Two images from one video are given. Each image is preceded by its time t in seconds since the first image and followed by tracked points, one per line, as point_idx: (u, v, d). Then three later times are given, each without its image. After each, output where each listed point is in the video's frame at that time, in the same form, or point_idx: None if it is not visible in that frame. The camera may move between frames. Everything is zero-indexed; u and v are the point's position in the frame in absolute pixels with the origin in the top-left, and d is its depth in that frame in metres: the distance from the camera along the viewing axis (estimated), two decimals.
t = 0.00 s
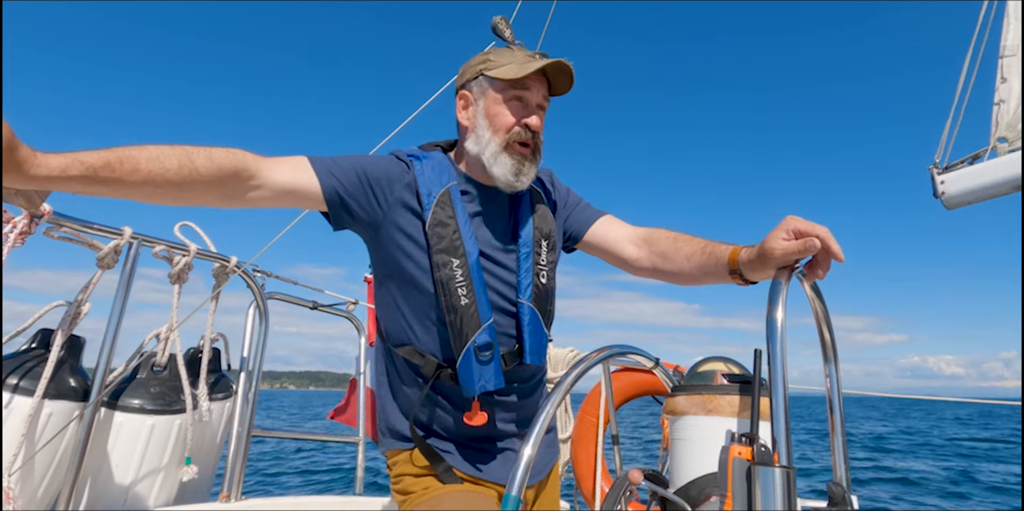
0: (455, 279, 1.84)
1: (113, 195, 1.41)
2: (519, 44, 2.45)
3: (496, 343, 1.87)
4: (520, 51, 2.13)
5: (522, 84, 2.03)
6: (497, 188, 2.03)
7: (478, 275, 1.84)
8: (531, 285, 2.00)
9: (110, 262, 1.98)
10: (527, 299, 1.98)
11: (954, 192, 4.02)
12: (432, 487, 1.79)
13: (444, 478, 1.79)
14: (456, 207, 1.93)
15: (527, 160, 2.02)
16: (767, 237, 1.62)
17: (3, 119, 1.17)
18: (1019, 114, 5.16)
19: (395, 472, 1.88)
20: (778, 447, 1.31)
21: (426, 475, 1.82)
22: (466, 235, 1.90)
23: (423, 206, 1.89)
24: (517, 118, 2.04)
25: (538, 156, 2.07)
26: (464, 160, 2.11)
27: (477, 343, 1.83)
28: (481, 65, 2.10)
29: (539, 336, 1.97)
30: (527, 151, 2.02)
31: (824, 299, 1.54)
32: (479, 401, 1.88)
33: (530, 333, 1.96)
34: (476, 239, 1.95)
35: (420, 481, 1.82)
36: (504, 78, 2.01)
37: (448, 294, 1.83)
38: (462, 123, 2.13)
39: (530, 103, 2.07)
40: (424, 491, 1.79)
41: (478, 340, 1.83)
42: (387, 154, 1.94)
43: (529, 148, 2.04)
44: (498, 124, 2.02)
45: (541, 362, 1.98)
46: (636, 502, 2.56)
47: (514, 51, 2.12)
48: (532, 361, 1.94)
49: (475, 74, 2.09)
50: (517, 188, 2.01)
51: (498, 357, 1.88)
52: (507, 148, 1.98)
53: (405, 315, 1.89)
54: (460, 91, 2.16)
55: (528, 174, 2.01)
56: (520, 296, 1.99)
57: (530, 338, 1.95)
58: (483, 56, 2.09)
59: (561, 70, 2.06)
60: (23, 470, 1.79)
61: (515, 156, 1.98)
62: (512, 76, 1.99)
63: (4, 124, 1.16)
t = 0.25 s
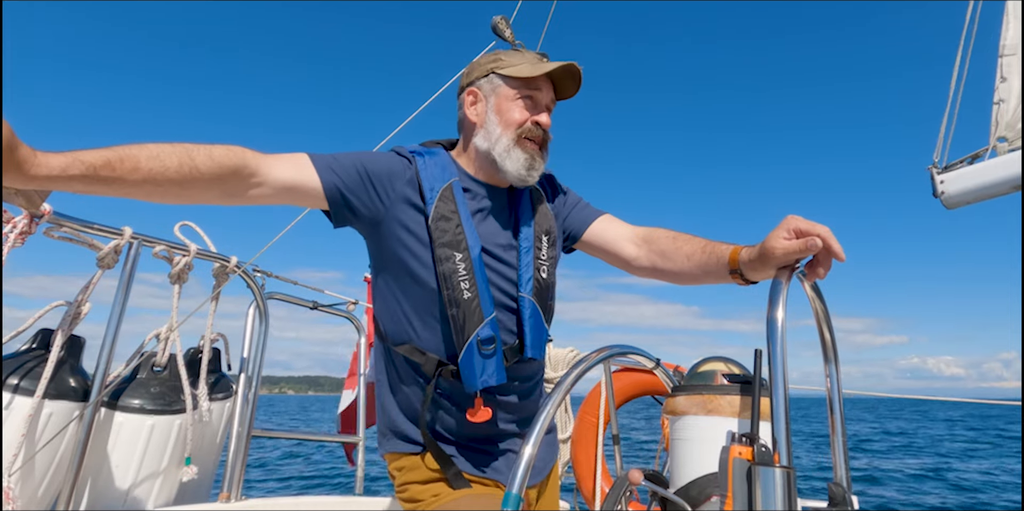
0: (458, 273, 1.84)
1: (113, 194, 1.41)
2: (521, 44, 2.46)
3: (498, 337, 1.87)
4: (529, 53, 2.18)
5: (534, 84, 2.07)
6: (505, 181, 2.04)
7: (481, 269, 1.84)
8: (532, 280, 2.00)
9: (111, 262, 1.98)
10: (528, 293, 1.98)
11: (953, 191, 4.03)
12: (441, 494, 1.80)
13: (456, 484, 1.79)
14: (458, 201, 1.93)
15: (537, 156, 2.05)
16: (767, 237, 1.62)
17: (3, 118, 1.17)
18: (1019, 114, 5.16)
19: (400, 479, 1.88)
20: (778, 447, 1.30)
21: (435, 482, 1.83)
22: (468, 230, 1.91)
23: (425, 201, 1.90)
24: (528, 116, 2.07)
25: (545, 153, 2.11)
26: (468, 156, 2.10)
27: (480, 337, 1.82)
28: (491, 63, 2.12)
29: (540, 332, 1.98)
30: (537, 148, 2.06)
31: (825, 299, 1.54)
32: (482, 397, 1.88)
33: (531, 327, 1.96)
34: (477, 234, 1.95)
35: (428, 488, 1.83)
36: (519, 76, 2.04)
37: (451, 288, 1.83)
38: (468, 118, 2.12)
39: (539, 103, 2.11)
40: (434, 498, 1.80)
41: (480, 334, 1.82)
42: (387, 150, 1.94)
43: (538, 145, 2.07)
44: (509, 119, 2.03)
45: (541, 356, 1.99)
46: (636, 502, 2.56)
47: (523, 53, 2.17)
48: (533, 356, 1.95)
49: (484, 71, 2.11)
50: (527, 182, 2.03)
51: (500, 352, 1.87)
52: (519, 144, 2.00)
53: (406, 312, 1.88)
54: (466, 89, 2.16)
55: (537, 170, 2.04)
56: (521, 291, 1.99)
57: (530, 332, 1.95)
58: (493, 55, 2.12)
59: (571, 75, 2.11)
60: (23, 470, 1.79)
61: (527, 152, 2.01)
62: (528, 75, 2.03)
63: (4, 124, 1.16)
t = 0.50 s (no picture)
0: (462, 263, 1.84)
1: (113, 192, 1.41)
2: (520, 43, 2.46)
3: (505, 327, 1.87)
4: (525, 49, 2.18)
5: (531, 79, 2.07)
6: (506, 176, 2.04)
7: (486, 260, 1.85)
8: (537, 272, 2.00)
9: (110, 262, 1.98)
10: (534, 285, 1.98)
11: (952, 190, 4.04)
12: (449, 501, 1.81)
13: (464, 490, 1.80)
14: (461, 193, 1.93)
15: (537, 150, 2.05)
16: (767, 237, 1.62)
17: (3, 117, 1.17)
18: (1018, 113, 5.16)
19: (405, 487, 1.88)
20: (778, 448, 1.30)
21: (441, 489, 1.84)
22: (471, 222, 1.91)
23: (427, 193, 1.90)
24: (526, 110, 2.07)
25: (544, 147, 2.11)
26: (467, 152, 2.10)
27: (486, 326, 1.82)
28: (487, 60, 2.12)
29: (545, 323, 1.97)
30: (536, 141, 2.06)
31: (824, 299, 1.54)
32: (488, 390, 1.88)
33: (537, 318, 1.95)
34: (481, 226, 1.96)
35: (434, 496, 1.83)
36: (516, 71, 2.04)
37: (455, 278, 1.83)
38: (467, 114, 2.12)
39: (537, 98, 2.12)
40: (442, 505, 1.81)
41: (487, 324, 1.82)
42: (387, 145, 1.95)
43: (537, 139, 2.07)
44: (507, 114, 2.04)
45: (548, 348, 1.98)
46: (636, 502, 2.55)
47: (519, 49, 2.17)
48: (541, 346, 1.94)
49: (481, 67, 2.11)
50: (527, 176, 2.02)
51: (507, 341, 1.87)
52: (517, 137, 2.00)
53: (410, 307, 1.88)
54: (463, 86, 2.17)
55: (537, 163, 2.04)
56: (525, 282, 1.99)
57: (537, 323, 1.95)
58: (489, 51, 2.12)
59: (568, 69, 2.11)
60: (22, 470, 1.79)
61: (526, 145, 2.01)
62: (525, 69, 2.03)
63: (4, 124, 1.16)
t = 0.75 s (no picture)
0: (466, 257, 1.84)
1: (112, 191, 1.41)
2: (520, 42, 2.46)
3: (510, 321, 1.88)
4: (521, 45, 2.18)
5: (530, 75, 2.07)
6: (507, 172, 2.05)
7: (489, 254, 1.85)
8: (542, 268, 2.00)
9: (111, 262, 1.98)
10: (539, 281, 1.98)
11: (952, 190, 4.04)
12: (437, 502, 1.80)
13: (454, 494, 1.78)
14: (462, 189, 1.93)
15: (536, 146, 2.05)
16: (767, 237, 1.62)
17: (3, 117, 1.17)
18: (1018, 113, 5.16)
19: (400, 482, 1.88)
20: (778, 448, 1.30)
21: (432, 490, 1.83)
22: (474, 218, 1.91)
23: (429, 189, 1.90)
24: (525, 106, 2.07)
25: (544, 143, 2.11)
26: (467, 149, 2.11)
27: (491, 321, 1.83)
28: (485, 57, 2.12)
29: (551, 319, 1.98)
30: (536, 138, 2.06)
31: (824, 299, 1.54)
32: (495, 386, 1.87)
33: (542, 313, 1.96)
34: (484, 223, 1.96)
35: (425, 496, 1.82)
36: (515, 68, 2.04)
37: (459, 273, 1.83)
38: (465, 111, 2.12)
39: (536, 94, 2.12)
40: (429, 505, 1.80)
41: (492, 319, 1.83)
42: (388, 143, 1.95)
43: (537, 135, 2.08)
44: (506, 110, 2.04)
45: (554, 344, 1.99)
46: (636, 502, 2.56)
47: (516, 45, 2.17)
48: (547, 342, 1.94)
49: (480, 64, 2.11)
50: (528, 173, 2.03)
51: (512, 335, 1.88)
52: (517, 134, 2.01)
53: (414, 304, 1.88)
54: (461, 83, 2.16)
55: (537, 160, 2.05)
56: (530, 278, 1.99)
57: (542, 319, 1.95)
58: (487, 48, 2.12)
59: (565, 64, 2.11)
60: (22, 470, 1.79)
61: (526, 142, 2.01)
62: (524, 66, 2.03)
63: (3, 123, 1.16)
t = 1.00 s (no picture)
0: (464, 259, 1.84)
1: (112, 194, 1.41)
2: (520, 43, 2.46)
3: (509, 323, 1.88)
4: (531, 50, 2.17)
5: (542, 85, 2.08)
6: (511, 179, 2.07)
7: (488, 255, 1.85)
8: (542, 270, 2.00)
9: (111, 262, 1.98)
10: (539, 282, 1.98)
11: (952, 191, 4.03)
12: (438, 502, 1.80)
13: (453, 495, 1.78)
14: (461, 190, 1.93)
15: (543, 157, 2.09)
16: (767, 237, 1.62)
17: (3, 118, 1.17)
18: (1018, 113, 5.16)
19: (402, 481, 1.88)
20: (778, 448, 1.30)
21: (432, 490, 1.82)
22: (473, 219, 1.91)
23: (428, 191, 1.91)
24: (535, 115, 2.08)
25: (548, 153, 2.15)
26: (471, 152, 2.10)
27: (490, 322, 1.83)
28: (497, 60, 2.10)
29: (551, 320, 1.98)
30: (543, 148, 2.10)
31: (824, 299, 1.54)
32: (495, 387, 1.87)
33: (542, 315, 1.96)
34: (483, 224, 1.96)
35: (425, 497, 1.82)
36: (529, 76, 2.05)
37: (458, 275, 1.83)
38: (472, 113, 2.10)
39: (544, 103, 2.14)
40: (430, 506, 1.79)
41: (491, 320, 1.83)
42: (388, 145, 1.95)
43: (544, 145, 2.11)
44: (517, 119, 2.05)
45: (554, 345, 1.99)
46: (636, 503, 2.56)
47: (526, 49, 2.16)
48: (547, 344, 1.94)
49: (490, 68, 2.09)
50: (533, 183, 2.07)
51: (511, 336, 1.88)
52: (527, 145, 2.03)
53: (414, 306, 1.88)
54: (469, 84, 2.13)
55: (543, 170, 2.09)
56: (530, 280, 1.99)
57: (542, 321, 1.95)
58: (499, 51, 2.11)
59: (575, 76, 2.13)
60: (22, 471, 1.79)
61: (535, 153, 2.04)
62: (539, 76, 2.04)
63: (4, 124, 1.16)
